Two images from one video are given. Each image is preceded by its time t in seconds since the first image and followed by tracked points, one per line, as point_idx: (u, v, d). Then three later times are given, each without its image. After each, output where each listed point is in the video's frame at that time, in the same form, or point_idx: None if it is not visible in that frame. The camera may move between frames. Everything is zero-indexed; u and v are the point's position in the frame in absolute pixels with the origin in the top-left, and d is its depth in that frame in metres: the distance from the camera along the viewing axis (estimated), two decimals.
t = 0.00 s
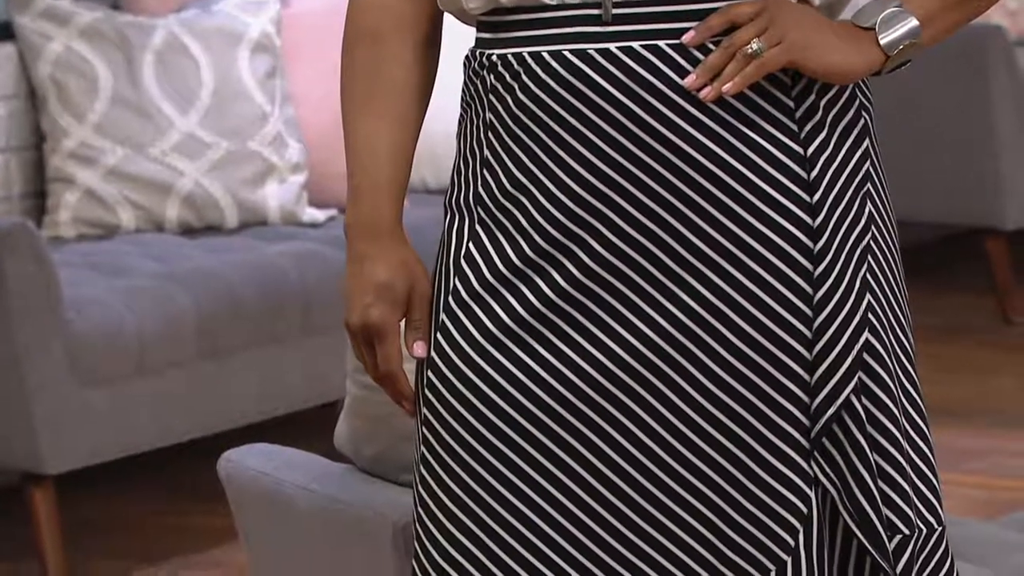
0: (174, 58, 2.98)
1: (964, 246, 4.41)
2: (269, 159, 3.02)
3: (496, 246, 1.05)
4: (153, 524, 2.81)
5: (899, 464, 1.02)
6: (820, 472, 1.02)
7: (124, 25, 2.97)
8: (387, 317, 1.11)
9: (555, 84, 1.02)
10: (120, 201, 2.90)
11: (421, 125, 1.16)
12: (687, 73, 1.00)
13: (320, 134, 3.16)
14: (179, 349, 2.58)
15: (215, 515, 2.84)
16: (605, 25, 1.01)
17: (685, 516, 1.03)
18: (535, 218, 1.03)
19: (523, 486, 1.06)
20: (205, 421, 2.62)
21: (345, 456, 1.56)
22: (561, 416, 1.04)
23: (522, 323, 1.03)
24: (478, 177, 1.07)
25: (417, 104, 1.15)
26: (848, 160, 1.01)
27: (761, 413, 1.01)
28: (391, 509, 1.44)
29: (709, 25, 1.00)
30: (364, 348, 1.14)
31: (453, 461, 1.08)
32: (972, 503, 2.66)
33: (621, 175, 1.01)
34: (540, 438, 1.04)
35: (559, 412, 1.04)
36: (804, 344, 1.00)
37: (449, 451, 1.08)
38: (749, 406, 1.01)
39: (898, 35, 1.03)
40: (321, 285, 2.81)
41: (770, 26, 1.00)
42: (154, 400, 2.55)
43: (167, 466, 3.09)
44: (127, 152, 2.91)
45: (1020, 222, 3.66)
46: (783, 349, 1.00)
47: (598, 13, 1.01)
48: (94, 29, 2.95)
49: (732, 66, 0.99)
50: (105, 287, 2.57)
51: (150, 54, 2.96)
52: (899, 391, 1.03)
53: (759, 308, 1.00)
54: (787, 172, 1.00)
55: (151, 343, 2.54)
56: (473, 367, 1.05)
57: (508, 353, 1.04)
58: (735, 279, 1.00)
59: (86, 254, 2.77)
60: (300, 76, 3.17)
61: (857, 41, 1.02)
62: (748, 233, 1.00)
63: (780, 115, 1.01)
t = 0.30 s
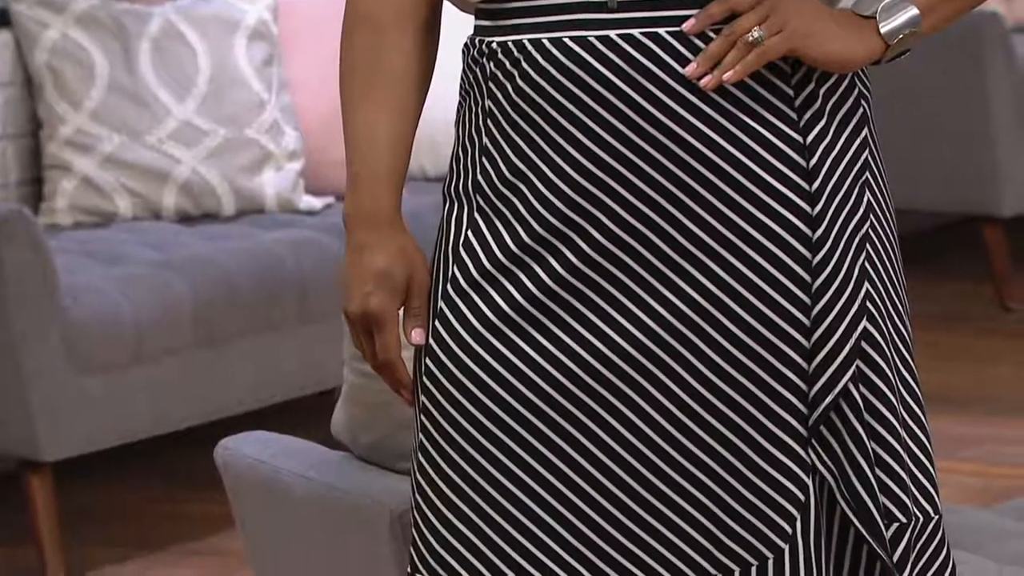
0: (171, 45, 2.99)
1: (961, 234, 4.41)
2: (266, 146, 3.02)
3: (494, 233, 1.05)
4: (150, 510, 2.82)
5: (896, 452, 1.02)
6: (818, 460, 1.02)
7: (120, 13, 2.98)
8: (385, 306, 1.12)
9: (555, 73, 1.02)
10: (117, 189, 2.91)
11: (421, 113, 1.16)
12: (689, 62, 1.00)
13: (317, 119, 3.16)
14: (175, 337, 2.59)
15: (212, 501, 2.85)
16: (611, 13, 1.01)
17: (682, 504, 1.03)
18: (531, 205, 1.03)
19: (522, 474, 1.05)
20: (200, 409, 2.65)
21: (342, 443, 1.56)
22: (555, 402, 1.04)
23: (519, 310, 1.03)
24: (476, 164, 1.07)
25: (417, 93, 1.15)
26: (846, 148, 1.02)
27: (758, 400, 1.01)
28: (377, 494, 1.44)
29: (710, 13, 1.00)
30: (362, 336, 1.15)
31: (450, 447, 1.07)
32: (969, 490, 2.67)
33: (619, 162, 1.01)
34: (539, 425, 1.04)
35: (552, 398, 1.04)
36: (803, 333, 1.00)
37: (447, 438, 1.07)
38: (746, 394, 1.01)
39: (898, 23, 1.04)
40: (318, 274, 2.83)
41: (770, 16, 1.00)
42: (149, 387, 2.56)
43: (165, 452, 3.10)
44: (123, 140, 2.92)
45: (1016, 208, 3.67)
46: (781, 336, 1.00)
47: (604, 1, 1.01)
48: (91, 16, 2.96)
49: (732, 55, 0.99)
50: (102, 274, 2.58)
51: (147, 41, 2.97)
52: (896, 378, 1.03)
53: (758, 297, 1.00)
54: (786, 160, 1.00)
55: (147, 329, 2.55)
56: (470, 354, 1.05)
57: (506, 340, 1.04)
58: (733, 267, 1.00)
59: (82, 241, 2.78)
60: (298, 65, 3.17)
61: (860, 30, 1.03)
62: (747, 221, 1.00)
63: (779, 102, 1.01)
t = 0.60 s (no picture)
0: (167, 31, 2.99)
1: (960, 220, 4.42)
2: (263, 134, 3.02)
3: (496, 217, 1.04)
4: (150, 495, 2.83)
5: (900, 441, 1.03)
6: (821, 447, 1.02)
7: None
8: (389, 293, 1.12)
9: (561, 59, 1.02)
10: (115, 176, 2.91)
11: (424, 99, 1.15)
12: (694, 50, 1.00)
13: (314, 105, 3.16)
14: (173, 323, 2.60)
15: (210, 485, 2.86)
16: None
17: (685, 491, 1.03)
18: (536, 191, 1.02)
19: (526, 461, 1.04)
20: (198, 395, 2.67)
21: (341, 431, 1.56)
22: (558, 386, 1.03)
23: (522, 295, 1.03)
24: (480, 150, 1.06)
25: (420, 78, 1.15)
26: (850, 137, 1.01)
27: (762, 387, 1.01)
28: (372, 481, 1.44)
29: None
30: (366, 322, 1.14)
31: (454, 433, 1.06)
32: (965, 477, 2.67)
33: (623, 147, 1.01)
34: (540, 410, 1.03)
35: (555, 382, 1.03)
36: (807, 319, 1.00)
37: (451, 425, 1.06)
38: (751, 380, 1.01)
39: (904, 10, 1.05)
40: (316, 262, 2.83)
41: (776, 6, 1.01)
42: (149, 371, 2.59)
43: (164, 437, 3.10)
44: (120, 126, 2.92)
45: (1014, 194, 3.68)
46: (785, 322, 1.00)
47: None
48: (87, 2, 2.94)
49: (738, 42, 0.99)
50: (97, 259, 2.59)
51: (143, 28, 2.97)
52: (901, 365, 1.03)
53: (762, 283, 1.00)
54: (791, 145, 1.00)
55: (144, 318, 2.56)
56: (474, 340, 1.04)
57: (510, 325, 1.03)
58: (737, 254, 1.00)
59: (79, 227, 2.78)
60: (295, 51, 3.17)
61: (865, 15, 1.04)
62: (751, 208, 0.99)
63: (784, 88, 1.01)
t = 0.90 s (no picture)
0: (166, 17, 3.00)
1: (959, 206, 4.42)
2: (261, 119, 3.02)
3: (507, 201, 1.03)
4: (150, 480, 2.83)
5: (910, 426, 1.04)
6: (832, 433, 1.02)
7: None
8: (399, 279, 1.12)
9: (574, 44, 1.01)
10: (113, 161, 2.91)
11: (433, 83, 1.15)
12: (707, 35, 1.00)
13: (312, 90, 3.15)
14: (171, 309, 2.60)
15: (210, 471, 2.86)
16: None
17: (698, 476, 1.03)
18: (549, 176, 1.02)
19: (538, 446, 1.03)
20: (197, 381, 2.67)
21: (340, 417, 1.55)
22: (569, 370, 1.02)
23: (534, 278, 1.02)
24: (490, 136, 1.05)
25: (429, 63, 1.14)
26: (861, 122, 1.02)
27: (776, 372, 1.01)
28: (370, 466, 1.43)
29: None
30: (376, 307, 1.14)
31: (467, 420, 1.05)
32: (964, 462, 2.68)
33: (636, 133, 1.01)
34: (551, 394, 1.03)
35: (567, 366, 1.02)
36: (820, 304, 1.01)
37: (463, 410, 1.05)
38: (764, 366, 1.01)
39: None
40: (316, 249, 2.83)
41: None
42: (146, 358, 2.58)
43: (163, 422, 3.10)
44: (121, 112, 2.92)
45: (1015, 178, 3.67)
46: (798, 307, 1.00)
47: None
48: None
49: (752, 27, 0.99)
50: (97, 245, 2.58)
51: (142, 13, 2.98)
52: (911, 350, 1.05)
53: (777, 269, 1.00)
54: (804, 130, 1.00)
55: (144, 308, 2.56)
56: (485, 325, 1.03)
57: (522, 309, 1.02)
58: (751, 239, 1.00)
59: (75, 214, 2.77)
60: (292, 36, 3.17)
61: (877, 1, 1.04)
62: (766, 194, 1.00)
63: (797, 74, 1.01)
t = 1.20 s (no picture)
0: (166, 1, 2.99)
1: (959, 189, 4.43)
2: (260, 104, 3.02)
3: (519, 187, 1.02)
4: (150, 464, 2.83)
5: (920, 408, 1.05)
6: (845, 416, 1.03)
7: None
8: (410, 263, 1.08)
9: (590, 29, 1.01)
10: (112, 145, 2.91)
11: (439, 65, 1.12)
12: (723, 19, 1.00)
13: (312, 74, 3.15)
14: (171, 294, 2.60)
15: (210, 454, 2.86)
16: None
17: (712, 462, 1.03)
18: (563, 160, 1.01)
19: (553, 430, 1.03)
20: (197, 365, 2.67)
21: (341, 402, 1.53)
22: (582, 353, 1.02)
23: (548, 262, 1.01)
24: (499, 119, 1.04)
25: (435, 42, 1.11)
26: (874, 105, 1.03)
27: (791, 356, 1.02)
28: (366, 450, 1.41)
29: None
30: (387, 292, 1.11)
31: (479, 405, 1.03)
32: (962, 447, 2.68)
33: (651, 117, 1.01)
34: (563, 377, 1.02)
35: (579, 349, 1.02)
36: (834, 289, 1.02)
37: (475, 393, 1.03)
38: (777, 350, 1.02)
39: None
40: (315, 234, 2.83)
41: None
42: (149, 341, 2.59)
43: (163, 406, 3.11)
44: (119, 96, 2.91)
45: (1015, 161, 3.68)
46: (812, 291, 1.01)
47: None
48: None
49: (769, 11, 0.99)
50: (97, 229, 2.58)
51: None
52: (920, 333, 1.06)
53: (792, 254, 1.01)
54: (820, 115, 1.01)
55: (144, 293, 2.56)
56: (497, 309, 1.02)
57: (534, 293, 1.02)
58: (765, 223, 1.00)
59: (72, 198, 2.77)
60: (292, 19, 3.17)
61: None
62: (782, 179, 1.00)
63: (811, 58, 1.01)
